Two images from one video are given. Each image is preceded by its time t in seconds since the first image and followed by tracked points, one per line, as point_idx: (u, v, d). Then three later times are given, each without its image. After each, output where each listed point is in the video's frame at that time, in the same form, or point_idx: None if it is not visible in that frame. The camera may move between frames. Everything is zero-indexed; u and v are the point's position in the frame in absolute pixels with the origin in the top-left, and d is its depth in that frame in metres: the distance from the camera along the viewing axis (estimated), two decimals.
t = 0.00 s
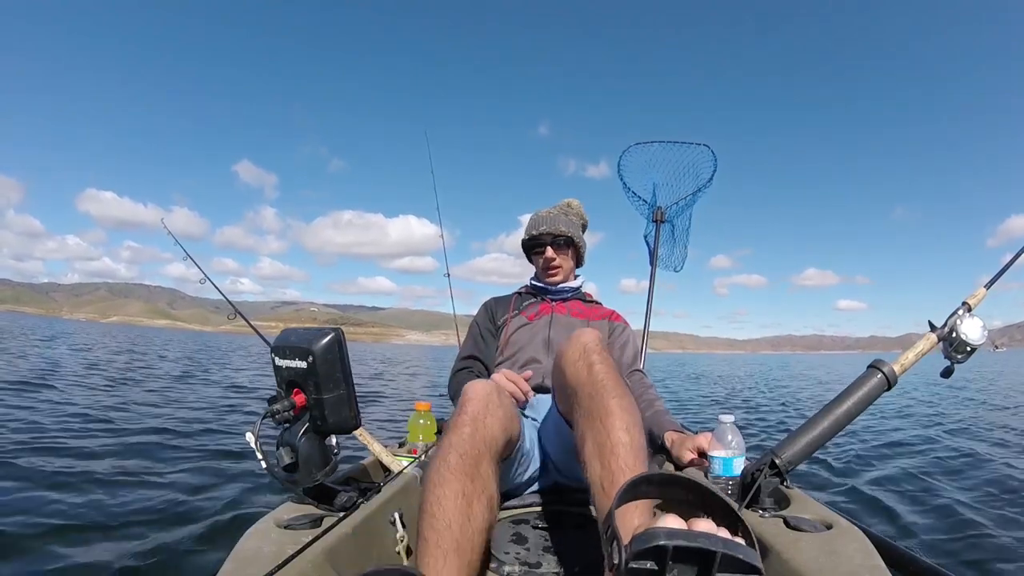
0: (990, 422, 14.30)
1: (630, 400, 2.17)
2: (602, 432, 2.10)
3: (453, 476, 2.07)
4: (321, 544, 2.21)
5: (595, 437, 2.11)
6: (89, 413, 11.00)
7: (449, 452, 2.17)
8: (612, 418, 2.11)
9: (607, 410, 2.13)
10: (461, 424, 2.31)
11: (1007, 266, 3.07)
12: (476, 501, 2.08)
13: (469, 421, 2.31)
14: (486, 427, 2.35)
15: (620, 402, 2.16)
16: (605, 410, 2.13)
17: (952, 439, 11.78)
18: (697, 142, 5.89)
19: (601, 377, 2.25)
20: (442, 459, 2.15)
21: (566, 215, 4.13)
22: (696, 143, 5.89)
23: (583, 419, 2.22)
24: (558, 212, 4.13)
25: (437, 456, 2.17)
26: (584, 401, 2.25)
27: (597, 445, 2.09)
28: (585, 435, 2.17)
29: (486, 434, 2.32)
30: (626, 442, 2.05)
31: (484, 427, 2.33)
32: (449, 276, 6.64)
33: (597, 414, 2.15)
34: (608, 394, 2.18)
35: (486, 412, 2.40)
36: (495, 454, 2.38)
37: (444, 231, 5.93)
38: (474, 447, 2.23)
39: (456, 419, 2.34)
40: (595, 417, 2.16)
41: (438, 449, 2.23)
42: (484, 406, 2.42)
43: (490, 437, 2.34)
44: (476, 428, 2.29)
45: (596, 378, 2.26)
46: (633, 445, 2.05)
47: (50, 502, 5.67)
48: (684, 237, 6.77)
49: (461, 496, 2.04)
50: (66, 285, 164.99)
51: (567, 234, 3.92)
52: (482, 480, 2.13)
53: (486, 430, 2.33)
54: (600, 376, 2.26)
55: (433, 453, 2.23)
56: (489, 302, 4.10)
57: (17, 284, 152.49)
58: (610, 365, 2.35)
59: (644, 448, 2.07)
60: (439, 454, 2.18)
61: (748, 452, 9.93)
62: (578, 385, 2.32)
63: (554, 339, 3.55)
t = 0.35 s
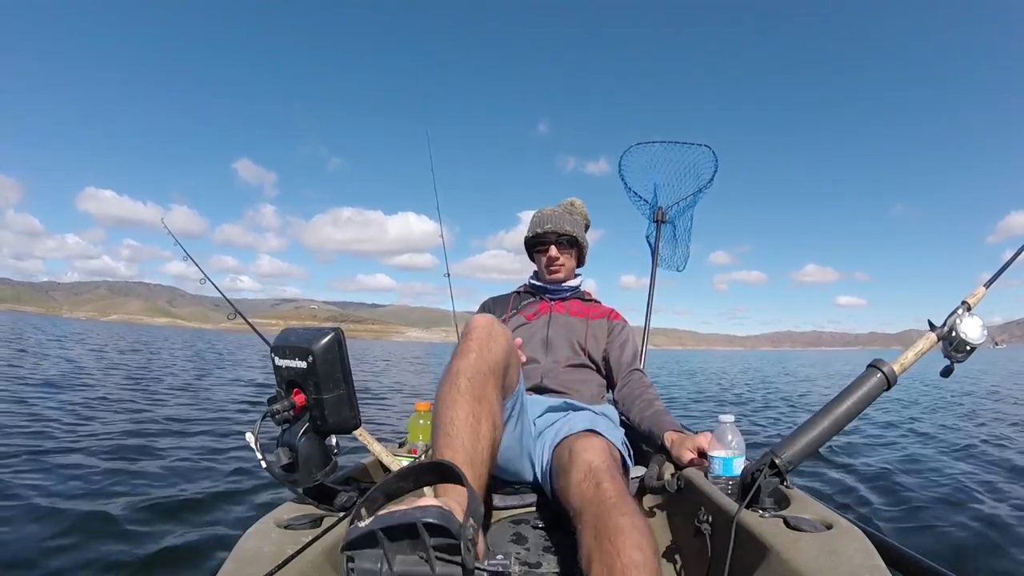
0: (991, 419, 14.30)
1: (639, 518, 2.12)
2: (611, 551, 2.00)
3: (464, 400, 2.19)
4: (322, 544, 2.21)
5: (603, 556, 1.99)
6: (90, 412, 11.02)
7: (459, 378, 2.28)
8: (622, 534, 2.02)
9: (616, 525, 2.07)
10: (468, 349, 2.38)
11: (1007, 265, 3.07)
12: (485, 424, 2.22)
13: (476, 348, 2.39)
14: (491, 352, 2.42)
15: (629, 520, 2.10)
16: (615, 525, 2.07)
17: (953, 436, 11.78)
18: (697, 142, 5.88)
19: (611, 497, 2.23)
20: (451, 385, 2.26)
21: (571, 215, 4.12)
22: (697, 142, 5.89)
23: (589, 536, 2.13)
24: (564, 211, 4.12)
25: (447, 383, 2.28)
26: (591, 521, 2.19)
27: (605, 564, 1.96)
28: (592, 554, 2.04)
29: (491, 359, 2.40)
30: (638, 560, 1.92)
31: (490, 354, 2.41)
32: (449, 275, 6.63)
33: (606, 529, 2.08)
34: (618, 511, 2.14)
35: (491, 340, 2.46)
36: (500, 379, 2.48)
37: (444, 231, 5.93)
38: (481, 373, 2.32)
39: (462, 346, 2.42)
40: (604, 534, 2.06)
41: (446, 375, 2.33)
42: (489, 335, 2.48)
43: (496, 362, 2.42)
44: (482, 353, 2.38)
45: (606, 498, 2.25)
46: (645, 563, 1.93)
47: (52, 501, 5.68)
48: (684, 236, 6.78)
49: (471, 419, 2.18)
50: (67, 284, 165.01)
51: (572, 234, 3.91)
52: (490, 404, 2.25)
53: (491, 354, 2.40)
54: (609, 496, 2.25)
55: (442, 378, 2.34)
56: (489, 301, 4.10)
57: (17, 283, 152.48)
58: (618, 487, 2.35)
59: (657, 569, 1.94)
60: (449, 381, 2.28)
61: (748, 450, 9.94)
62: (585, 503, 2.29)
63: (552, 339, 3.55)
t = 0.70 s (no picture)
0: (992, 422, 14.28)
1: (641, 496, 2.14)
2: (611, 528, 2.03)
3: (462, 406, 2.17)
4: (322, 544, 2.21)
5: (603, 534, 2.02)
6: (90, 413, 11.03)
7: (456, 383, 2.26)
8: (624, 512, 2.04)
9: (617, 503, 2.08)
10: (467, 354, 2.40)
11: (1007, 266, 3.07)
12: (481, 430, 2.20)
13: (474, 353, 2.40)
14: (489, 356, 2.44)
15: (631, 498, 2.11)
16: (616, 503, 2.08)
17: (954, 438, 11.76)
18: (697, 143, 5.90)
19: (612, 474, 2.24)
20: (449, 389, 2.24)
21: (565, 214, 4.13)
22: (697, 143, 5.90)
23: (591, 513, 2.14)
24: (558, 211, 4.13)
25: (444, 386, 2.26)
26: (592, 497, 2.20)
27: (605, 539, 2.00)
28: (594, 533, 2.07)
29: (490, 363, 2.42)
30: (639, 539, 1.95)
31: (487, 359, 2.42)
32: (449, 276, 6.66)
33: (608, 508, 2.09)
34: (619, 489, 2.15)
35: (489, 344, 2.49)
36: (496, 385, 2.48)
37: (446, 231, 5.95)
38: (479, 378, 2.32)
39: (460, 350, 2.42)
40: (605, 511, 2.09)
41: (443, 379, 2.32)
42: (488, 340, 2.50)
43: (493, 368, 2.43)
44: (481, 358, 2.39)
45: (607, 476, 2.24)
46: (647, 541, 1.96)
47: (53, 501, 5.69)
48: (683, 237, 6.79)
49: (468, 425, 2.15)
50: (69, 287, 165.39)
51: (566, 232, 3.91)
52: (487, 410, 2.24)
53: (490, 359, 2.43)
54: (611, 473, 2.24)
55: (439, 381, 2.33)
56: (489, 303, 4.10)
57: (19, 286, 152.72)
58: (619, 464, 2.35)
59: (658, 548, 1.97)
60: (446, 385, 2.26)
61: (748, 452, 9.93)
62: (587, 479, 2.30)
63: (554, 339, 3.55)
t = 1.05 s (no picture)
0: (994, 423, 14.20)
1: (639, 398, 2.21)
2: (609, 430, 2.15)
3: (455, 490, 2.04)
4: (322, 544, 2.21)
5: (603, 435, 2.16)
6: (92, 412, 11.05)
7: (453, 464, 2.16)
8: (622, 416, 2.15)
9: (617, 408, 2.17)
10: (466, 434, 2.31)
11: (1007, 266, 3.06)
12: (477, 517, 2.05)
13: (474, 432, 2.32)
14: (489, 437, 2.36)
15: (631, 402, 2.19)
16: (616, 408, 2.17)
17: (955, 440, 11.70)
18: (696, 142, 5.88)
19: (612, 377, 2.26)
20: (445, 469, 2.14)
21: (566, 212, 4.12)
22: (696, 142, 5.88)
23: (592, 415, 2.24)
24: (559, 210, 4.13)
25: (440, 468, 2.15)
26: (593, 399, 2.27)
27: (604, 441, 2.14)
28: (595, 432, 2.20)
29: (490, 445, 2.34)
30: (634, 439, 2.10)
31: (487, 438, 2.34)
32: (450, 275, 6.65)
33: (607, 410, 2.19)
34: (619, 393, 2.21)
35: (492, 423, 2.42)
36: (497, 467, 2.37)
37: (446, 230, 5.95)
38: (477, 459, 2.22)
39: (461, 429, 2.35)
40: (605, 413, 2.19)
41: (440, 459, 2.22)
42: (489, 417, 2.43)
43: (493, 449, 2.34)
44: (479, 438, 2.30)
45: (608, 378, 2.26)
46: (641, 442, 2.10)
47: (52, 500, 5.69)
48: (682, 236, 6.77)
49: (462, 510, 2.01)
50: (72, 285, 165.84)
51: (566, 231, 3.90)
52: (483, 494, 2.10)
53: (490, 440, 2.35)
54: (611, 376, 2.27)
55: (436, 463, 2.22)
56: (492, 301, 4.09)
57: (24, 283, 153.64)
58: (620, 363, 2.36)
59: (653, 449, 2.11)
60: (442, 466, 2.16)
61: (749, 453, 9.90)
62: (587, 380, 2.35)
63: (557, 339, 3.55)
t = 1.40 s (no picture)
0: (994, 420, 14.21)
1: (638, 369, 2.21)
2: (607, 399, 2.17)
3: (453, 532, 1.97)
4: (322, 545, 2.21)
5: (601, 405, 2.17)
6: (91, 412, 11.04)
7: (450, 507, 2.11)
8: (620, 386, 2.17)
9: (616, 379, 2.18)
10: (465, 479, 2.30)
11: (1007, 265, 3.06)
12: (476, 559, 1.94)
13: (473, 478, 2.30)
14: (489, 483, 2.34)
15: (630, 373, 2.19)
16: (614, 379, 2.18)
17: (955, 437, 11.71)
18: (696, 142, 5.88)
19: (613, 349, 2.26)
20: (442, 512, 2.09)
21: (564, 217, 4.12)
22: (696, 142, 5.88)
23: (592, 385, 2.25)
24: (556, 214, 4.13)
25: (438, 511, 2.10)
26: (594, 371, 2.28)
27: (602, 411, 2.16)
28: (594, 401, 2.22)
29: (489, 490, 2.31)
30: (631, 410, 2.11)
31: (486, 484, 2.31)
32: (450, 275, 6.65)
33: (607, 379, 2.20)
34: (618, 364, 2.21)
35: (492, 470, 2.42)
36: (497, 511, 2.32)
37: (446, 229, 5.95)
38: (476, 501, 2.18)
39: (460, 474, 2.33)
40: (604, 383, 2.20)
41: (438, 503, 2.17)
42: (489, 467, 2.42)
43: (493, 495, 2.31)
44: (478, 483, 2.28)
45: (609, 351, 2.26)
46: (638, 412, 2.11)
47: (52, 500, 5.70)
48: (682, 236, 6.77)
49: (459, 551, 1.93)
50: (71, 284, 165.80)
51: (559, 236, 3.88)
52: (482, 535, 2.02)
53: (490, 485, 2.32)
54: (612, 348, 2.26)
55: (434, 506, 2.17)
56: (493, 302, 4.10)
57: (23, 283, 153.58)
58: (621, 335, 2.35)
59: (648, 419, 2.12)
60: (440, 508, 2.11)
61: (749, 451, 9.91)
62: (588, 350, 2.34)
63: (558, 339, 3.55)
